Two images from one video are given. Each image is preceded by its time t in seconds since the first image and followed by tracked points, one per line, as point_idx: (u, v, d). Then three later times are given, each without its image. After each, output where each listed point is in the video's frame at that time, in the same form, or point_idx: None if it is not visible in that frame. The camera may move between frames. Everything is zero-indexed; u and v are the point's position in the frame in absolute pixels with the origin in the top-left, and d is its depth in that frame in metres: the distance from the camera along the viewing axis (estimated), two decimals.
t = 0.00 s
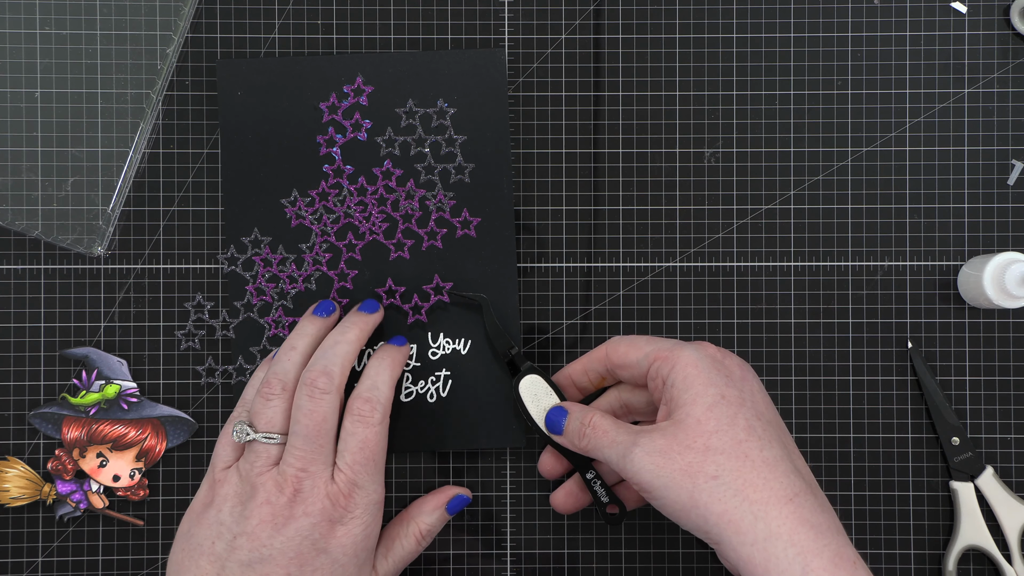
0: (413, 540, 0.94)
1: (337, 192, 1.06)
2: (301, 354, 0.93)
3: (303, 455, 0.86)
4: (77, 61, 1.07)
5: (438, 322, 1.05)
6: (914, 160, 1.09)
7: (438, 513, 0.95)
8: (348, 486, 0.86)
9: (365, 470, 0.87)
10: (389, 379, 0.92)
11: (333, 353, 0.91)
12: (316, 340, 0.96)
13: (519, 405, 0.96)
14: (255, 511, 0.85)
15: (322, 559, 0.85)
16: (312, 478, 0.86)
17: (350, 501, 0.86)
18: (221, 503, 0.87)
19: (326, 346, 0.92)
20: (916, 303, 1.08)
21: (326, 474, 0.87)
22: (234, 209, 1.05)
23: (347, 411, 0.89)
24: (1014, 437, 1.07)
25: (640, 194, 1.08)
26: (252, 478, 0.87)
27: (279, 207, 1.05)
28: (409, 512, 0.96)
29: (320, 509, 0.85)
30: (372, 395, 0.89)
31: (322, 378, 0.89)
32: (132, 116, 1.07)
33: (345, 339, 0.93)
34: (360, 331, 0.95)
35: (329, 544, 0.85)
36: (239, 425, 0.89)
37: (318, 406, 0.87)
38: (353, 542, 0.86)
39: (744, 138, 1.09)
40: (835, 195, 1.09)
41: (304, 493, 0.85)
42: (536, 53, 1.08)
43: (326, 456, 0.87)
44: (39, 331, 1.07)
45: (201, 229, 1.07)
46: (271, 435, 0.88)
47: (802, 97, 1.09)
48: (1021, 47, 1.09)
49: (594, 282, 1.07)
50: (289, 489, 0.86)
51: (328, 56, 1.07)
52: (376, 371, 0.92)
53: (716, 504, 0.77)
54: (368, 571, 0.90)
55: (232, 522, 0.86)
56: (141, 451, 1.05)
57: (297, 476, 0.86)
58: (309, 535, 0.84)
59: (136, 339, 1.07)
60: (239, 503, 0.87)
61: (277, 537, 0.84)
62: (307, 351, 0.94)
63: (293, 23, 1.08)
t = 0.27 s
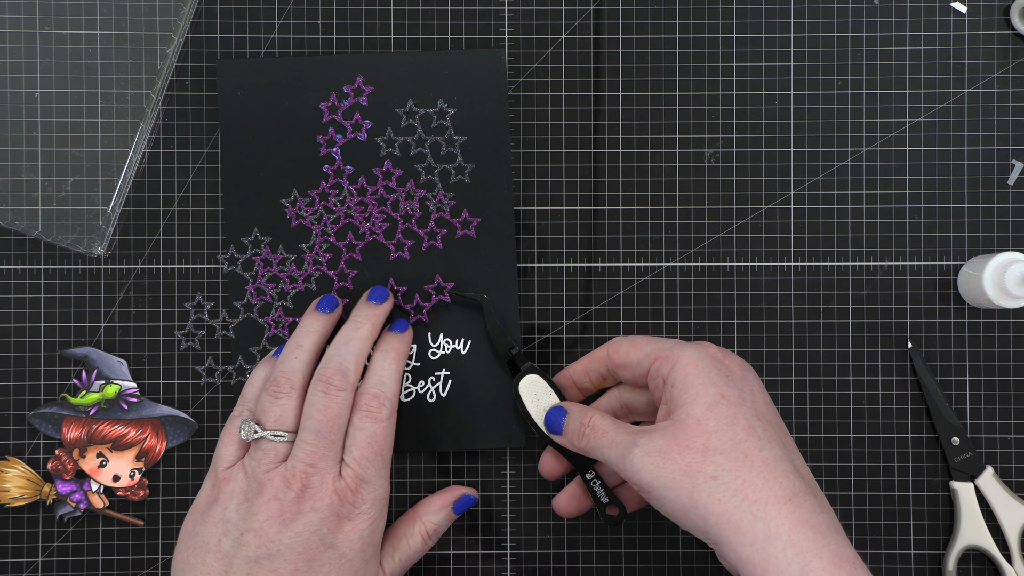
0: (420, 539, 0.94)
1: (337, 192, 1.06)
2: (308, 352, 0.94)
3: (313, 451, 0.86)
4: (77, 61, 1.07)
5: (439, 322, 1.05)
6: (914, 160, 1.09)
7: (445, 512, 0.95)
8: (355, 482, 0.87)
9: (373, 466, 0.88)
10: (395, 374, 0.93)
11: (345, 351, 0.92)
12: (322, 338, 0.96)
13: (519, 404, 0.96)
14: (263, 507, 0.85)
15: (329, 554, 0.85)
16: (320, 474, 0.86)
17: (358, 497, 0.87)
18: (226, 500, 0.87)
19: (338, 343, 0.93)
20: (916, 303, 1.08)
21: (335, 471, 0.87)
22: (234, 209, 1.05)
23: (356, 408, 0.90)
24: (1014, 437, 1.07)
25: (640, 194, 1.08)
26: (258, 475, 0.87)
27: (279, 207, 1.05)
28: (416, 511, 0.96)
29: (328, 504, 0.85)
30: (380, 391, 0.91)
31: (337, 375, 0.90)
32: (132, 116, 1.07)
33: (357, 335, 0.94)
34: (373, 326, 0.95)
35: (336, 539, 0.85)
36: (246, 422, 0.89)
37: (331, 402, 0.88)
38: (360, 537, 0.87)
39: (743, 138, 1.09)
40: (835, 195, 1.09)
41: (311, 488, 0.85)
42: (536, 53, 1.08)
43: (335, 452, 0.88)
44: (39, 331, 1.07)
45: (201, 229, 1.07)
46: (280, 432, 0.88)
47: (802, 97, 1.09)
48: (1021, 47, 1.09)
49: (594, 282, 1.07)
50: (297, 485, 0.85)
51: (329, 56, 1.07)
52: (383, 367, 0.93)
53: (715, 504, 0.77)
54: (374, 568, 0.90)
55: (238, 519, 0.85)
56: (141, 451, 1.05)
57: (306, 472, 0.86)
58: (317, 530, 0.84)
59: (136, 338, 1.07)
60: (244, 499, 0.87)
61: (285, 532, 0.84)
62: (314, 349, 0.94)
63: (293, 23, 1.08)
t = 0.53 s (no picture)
0: (423, 539, 0.94)
1: (337, 193, 1.06)
2: (311, 352, 0.94)
3: (318, 449, 0.86)
4: (77, 61, 1.07)
5: (439, 322, 1.05)
6: (914, 160, 1.09)
7: (447, 512, 0.94)
8: (360, 479, 0.87)
9: (378, 463, 0.89)
10: (403, 373, 0.94)
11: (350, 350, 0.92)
12: (324, 337, 0.96)
13: (517, 404, 0.96)
14: (267, 505, 0.85)
15: (333, 551, 0.85)
16: (325, 472, 0.86)
17: (363, 494, 0.87)
18: (229, 499, 0.87)
19: (344, 341, 0.93)
20: (916, 304, 1.08)
21: (339, 469, 0.87)
22: (234, 209, 1.05)
23: (364, 406, 0.90)
24: (1014, 437, 1.07)
25: (640, 194, 1.08)
26: (262, 474, 0.87)
27: (279, 207, 1.05)
28: (419, 510, 0.96)
29: (333, 501, 0.85)
30: (389, 390, 0.91)
31: (343, 374, 0.90)
32: (132, 116, 1.07)
33: (361, 335, 0.94)
34: (377, 326, 0.95)
35: (341, 536, 0.85)
36: (249, 422, 0.88)
37: (336, 401, 0.89)
38: (364, 535, 0.87)
39: (743, 139, 1.09)
40: (835, 195, 1.09)
41: (315, 487, 0.85)
42: (536, 53, 1.08)
43: (340, 450, 0.88)
44: (39, 331, 1.07)
45: (201, 229, 1.07)
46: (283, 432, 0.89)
47: (802, 97, 1.09)
48: (1021, 47, 1.09)
49: (594, 282, 1.07)
50: (301, 483, 0.85)
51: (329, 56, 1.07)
52: (390, 365, 0.94)
53: (714, 505, 0.77)
54: (377, 567, 0.90)
55: (242, 518, 0.85)
56: (141, 451, 1.05)
57: (310, 469, 0.86)
58: (321, 527, 0.84)
59: (136, 338, 1.07)
60: (247, 498, 0.87)
61: (289, 530, 0.84)
62: (317, 348, 0.94)
63: (293, 23, 1.08)
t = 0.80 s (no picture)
0: (424, 538, 0.94)
1: (337, 193, 1.06)
2: (311, 351, 0.94)
3: (319, 448, 0.86)
4: (77, 61, 1.07)
5: (438, 322, 1.05)
6: (914, 160, 1.09)
7: (448, 512, 0.95)
8: (363, 477, 0.87)
9: (382, 462, 0.89)
10: (410, 373, 0.94)
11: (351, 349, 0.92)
12: (325, 337, 0.96)
13: (516, 404, 0.96)
14: (269, 504, 0.85)
15: (335, 550, 0.85)
16: (326, 471, 0.86)
17: (366, 493, 0.87)
18: (231, 498, 0.87)
19: (345, 340, 0.94)
20: (916, 304, 1.08)
21: (340, 468, 0.87)
22: (234, 209, 1.05)
23: (370, 404, 0.90)
24: (1014, 437, 1.07)
25: (640, 194, 1.08)
26: (263, 473, 0.87)
27: (279, 207, 1.05)
28: (418, 510, 0.96)
29: (335, 500, 0.85)
30: (396, 389, 0.92)
31: (344, 372, 0.90)
32: (132, 116, 1.07)
33: (362, 333, 0.94)
34: (378, 325, 0.96)
35: (343, 535, 0.85)
36: (250, 422, 0.88)
37: (338, 400, 0.89)
38: (366, 534, 0.87)
39: (743, 139, 1.09)
40: (835, 195, 1.09)
41: (317, 486, 0.85)
42: (536, 53, 1.08)
43: (342, 449, 0.88)
44: (39, 331, 1.07)
45: (201, 229, 1.07)
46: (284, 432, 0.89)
47: (801, 96, 1.09)
48: (1021, 47, 1.09)
49: (593, 282, 1.07)
50: (303, 482, 0.85)
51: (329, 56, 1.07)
52: (397, 365, 0.94)
53: (712, 505, 0.77)
54: (379, 567, 0.89)
55: (244, 517, 0.85)
56: (141, 451, 1.05)
57: (312, 468, 0.86)
58: (324, 526, 0.84)
59: (136, 338, 1.07)
60: (249, 498, 0.86)
61: (291, 529, 0.84)
62: (318, 348, 0.94)
63: (293, 23, 1.08)
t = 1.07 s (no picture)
0: (424, 538, 0.94)
1: (337, 193, 1.06)
2: (312, 351, 0.94)
3: (320, 448, 0.86)
4: (77, 61, 1.07)
5: (438, 323, 1.05)
6: (914, 160, 1.09)
7: (448, 512, 0.95)
8: (364, 477, 0.87)
9: (384, 461, 0.89)
10: (412, 373, 0.94)
11: (352, 349, 0.93)
12: (325, 336, 0.96)
13: (515, 405, 0.96)
14: (270, 504, 0.85)
15: (336, 550, 0.85)
16: (327, 471, 0.86)
17: (367, 493, 0.87)
18: (231, 498, 0.87)
19: (346, 339, 0.94)
20: (916, 304, 1.08)
21: (341, 467, 0.87)
22: (234, 209, 1.05)
23: (372, 404, 0.91)
24: (1014, 437, 1.07)
25: (640, 194, 1.08)
26: (264, 473, 0.87)
27: (279, 207, 1.05)
28: (418, 510, 0.96)
29: (336, 500, 0.85)
30: (399, 389, 0.92)
31: (345, 372, 0.90)
32: (132, 116, 1.07)
33: (363, 333, 0.94)
34: (378, 325, 0.96)
35: (344, 535, 0.85)
36: (250, 422, 0.88)
37: (338, 399, 0.89)
38: (367, 534, 0.87)
39: (743, 139, 1.09)
40: (835, 195, 1.09)
41: (318, 486, 0.85)
42: (536, 53, 1.08)
43: (342, 449, 0.88)
44: (39, 331, 1.07)
45: (201, 229, 1.07)
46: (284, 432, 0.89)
47: (801, 96, 1.09)
48: (1021, 47, 1.09)
49: (593, 282, 1.07)
50: (304, 482, 0.85)
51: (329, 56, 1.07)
52: (398, 365, 0.94)
53: (705, 511, 0.77)
54: (380, 567, 0.89)
55: (244, 517, 0.85)
56: (141, 451, 1.05)
57: (313, 468, 0.86)
58: (325, 525, 0.84)
59: (136, 338, 1.07)
60: (249, 498, 0.86)
61: (292, 528, 0.84)
62: (318, 348, 0.94)
63: (293, 23, 1.08)
